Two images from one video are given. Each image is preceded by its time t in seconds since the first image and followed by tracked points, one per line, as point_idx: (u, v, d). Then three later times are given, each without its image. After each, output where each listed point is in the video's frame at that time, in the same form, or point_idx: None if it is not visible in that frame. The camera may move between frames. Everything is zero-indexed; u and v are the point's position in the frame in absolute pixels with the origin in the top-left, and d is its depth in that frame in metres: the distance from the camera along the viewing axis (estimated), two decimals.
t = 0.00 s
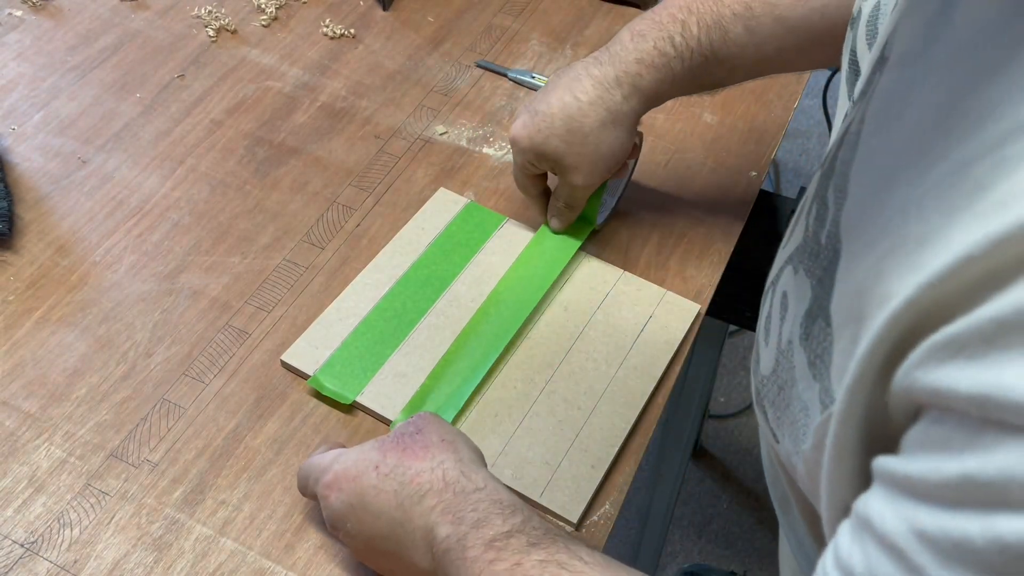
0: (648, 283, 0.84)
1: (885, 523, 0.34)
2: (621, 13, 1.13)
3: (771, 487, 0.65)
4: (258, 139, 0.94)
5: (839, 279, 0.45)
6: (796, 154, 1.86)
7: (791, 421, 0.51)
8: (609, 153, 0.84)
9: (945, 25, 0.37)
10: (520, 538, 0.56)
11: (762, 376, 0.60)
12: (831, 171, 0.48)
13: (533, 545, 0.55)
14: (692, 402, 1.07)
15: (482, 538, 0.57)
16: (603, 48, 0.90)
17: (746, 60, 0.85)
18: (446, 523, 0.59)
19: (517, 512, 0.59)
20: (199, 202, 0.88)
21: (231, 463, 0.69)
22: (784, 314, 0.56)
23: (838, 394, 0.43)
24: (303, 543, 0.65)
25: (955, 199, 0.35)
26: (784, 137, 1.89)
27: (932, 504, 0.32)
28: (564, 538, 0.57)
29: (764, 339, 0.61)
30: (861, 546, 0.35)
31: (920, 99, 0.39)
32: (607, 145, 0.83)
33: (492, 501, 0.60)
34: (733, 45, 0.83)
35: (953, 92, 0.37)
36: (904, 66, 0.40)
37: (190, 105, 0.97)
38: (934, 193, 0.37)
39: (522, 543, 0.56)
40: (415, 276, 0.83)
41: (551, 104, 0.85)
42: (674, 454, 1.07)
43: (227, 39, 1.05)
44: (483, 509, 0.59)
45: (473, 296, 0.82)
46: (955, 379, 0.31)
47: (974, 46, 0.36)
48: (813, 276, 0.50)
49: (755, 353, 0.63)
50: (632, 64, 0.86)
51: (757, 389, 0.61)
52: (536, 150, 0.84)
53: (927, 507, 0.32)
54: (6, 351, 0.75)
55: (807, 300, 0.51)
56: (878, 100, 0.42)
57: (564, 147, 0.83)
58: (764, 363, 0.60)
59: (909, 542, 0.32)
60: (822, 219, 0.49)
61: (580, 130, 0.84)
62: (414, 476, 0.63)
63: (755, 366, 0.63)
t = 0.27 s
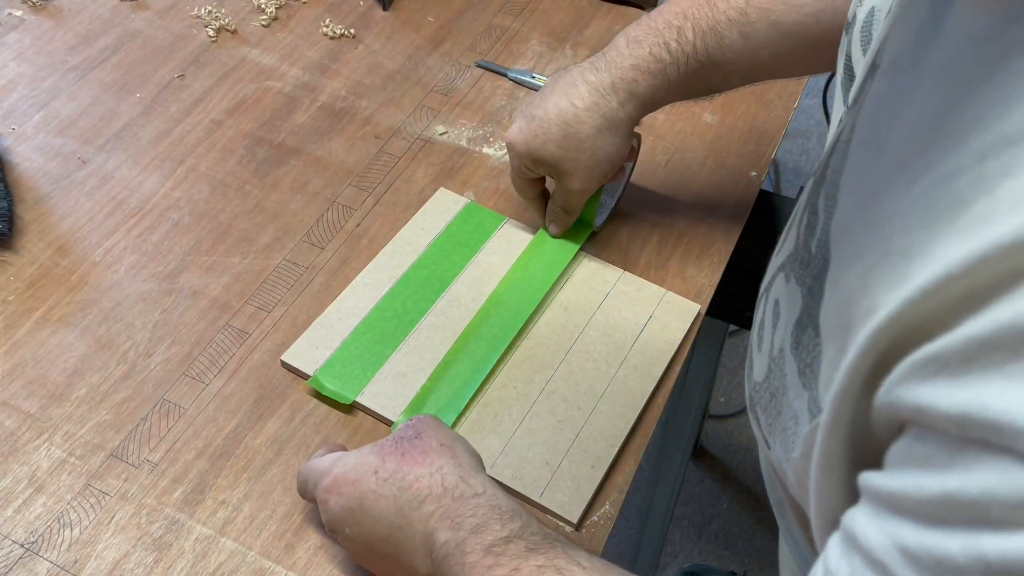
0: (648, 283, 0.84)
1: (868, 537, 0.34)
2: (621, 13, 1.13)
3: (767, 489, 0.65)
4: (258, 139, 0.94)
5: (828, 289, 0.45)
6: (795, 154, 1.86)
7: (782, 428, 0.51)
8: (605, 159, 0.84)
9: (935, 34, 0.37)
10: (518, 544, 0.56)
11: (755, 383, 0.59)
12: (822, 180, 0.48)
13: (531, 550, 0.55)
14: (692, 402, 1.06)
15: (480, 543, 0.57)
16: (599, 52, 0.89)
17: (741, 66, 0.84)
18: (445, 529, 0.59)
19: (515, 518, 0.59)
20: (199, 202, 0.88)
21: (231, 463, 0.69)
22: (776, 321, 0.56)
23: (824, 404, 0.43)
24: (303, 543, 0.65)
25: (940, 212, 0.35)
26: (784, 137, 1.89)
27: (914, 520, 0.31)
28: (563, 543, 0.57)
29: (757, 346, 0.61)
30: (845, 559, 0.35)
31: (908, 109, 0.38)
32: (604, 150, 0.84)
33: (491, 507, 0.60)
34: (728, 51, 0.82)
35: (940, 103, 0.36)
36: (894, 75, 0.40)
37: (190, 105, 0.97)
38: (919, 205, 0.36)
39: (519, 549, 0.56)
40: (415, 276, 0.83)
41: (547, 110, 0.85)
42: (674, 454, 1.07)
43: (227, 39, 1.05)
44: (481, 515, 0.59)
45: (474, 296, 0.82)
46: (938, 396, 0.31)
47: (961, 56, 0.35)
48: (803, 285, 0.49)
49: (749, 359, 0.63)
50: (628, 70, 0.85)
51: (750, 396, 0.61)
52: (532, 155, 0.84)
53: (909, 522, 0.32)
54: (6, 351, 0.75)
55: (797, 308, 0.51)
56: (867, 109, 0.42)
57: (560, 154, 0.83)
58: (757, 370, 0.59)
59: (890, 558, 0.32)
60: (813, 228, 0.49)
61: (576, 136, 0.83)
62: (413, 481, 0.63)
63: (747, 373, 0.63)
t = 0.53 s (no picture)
0: (648, 283, 0.84)
1: (862, 543, 0.34)
2: (621, 13, 1.13)
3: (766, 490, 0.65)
4: (258, 139, 0.94)
5: (823, 294, 0.45)
6: (795, 154, 1.86)
7: (779, 431, 0.51)
8: (602, 163, 0.84)
9: (931, 39, 0.37)
10: (517, 546, 0.56)
11: (752, 386, 0.59)
12: (820, 184, 0.48)
13: (530, 552, 0.55)
14: (692, 402, 1.06)
15: (480, 546, 0.57)
16: (596, 56, 0.89)
17: (736, 68, 0.83)
18: (446, 532, 0.59)
19: (515, 520, 0.59)
20: (199, 202, 0.88)
21: (231, 463, 0.69)
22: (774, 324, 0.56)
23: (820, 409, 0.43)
24: (303, 544, 0.65)
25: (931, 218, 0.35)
26: (784, 137, 1.90)
27: (908, 527, 0.32)
28: (563, 545, 0.57)
29: (755, 349, 0.61)
30: (838, 565, 0.35)
31: (904, 114, 0.38)
32: (602, 152, 0.84)
33: (491, 509, 0.60)
34: (723, 54, 0.82)
35: (933, 108, 0.36)
36: (892, 80, 0.40)
37: (190, 105, 0.97)
38: (911, 211, 0.36)
39: (519, 551, 0.56)
40: (415, 276, 0.83)
41: (544, 113, 0.85)
42: (674, 454, 1.07)
43: (227, 39, 1.05)
44: (481, 518, 0.59)
45: (474, 296, 0.82)
46: (928, 405, 0.31)
47: (954, 61, 0.35)
48: (801, 289, 0.49)
49: (747, 362, 0.63)
50: (624, 75, 0.84)
51: (747, 399, 0.61)
52: (529, 159, 0.83)
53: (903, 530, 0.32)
54: (6, 351, 0.75)
55: (794, 311, 0.51)
56: (865, 115, 0.42)
57: (557, 158, 0.83)
58: (755, 373, 0.59)
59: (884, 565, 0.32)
60: (810, 232, 0.49)
61: (574, 141, 0.83)
62: (414, 484, 0.63)
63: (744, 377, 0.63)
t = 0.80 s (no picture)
0: (648, 284, 0.84)
1: (874, 544, 0.33)
2: (621, 13, 1.13)
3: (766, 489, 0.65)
4: (258, 139, 0.94)
5: (832, 286, 0.43)
6: (796, 154, 1.86)
7: (784, 426, 0.49)
8: (602, 165, 0.84)
9: (947, 32, 0.37)
10: (517, 547, 0.56)
11: (757, 381, 0.58)
12: (829, 177, 0.47)
13: (530, 553, 0.55)
14: (692, 402, 1.06)
15: (480, 548, 0.57)
16: (595, 59, 0.88)
17: (736, 72, 0.84)
18: (446, 534, 0.59)
19: (515, 522, 0.59)
20: (199, 202, 0.88)
21: (231, 464, 0.69)
22: (778, 317, 0.54)
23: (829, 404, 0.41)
24: (302, 544, 0.65)
25: (948, 210, 0.34)
26: (784, 137, 1.89)
27: (922, 528, 0.31)
28: (563, 546, 0.57)
29: (759, 344, 0.59)
30: (848, 564, 0.35)
31: (918, 107, 0.38)
32: (602, 154, 0.83)
33: (491, 512, 0.60)
34: (723, 57, 0.82)
35: (950, 100, 0.36)
36: (905, 74, 0.39)
37: (191, 105, 0.97)
38: (927, 203, 0.35)
39: (519, 552, 0.56)
40: (415, 276, 0.83)
41: (543, 116, 0.84)
42: (674, 454, 1.06)
43: (227, 39, 1.05)
44: (481, 520, 0.59)
45: (474, 296, 0.82)
46: (947, 406, 0.30)
47: (968, 53, 0.35)
48: (808, 283, 0.48)
49: (749, 359, 0.62)
50: (623, 79, 0.84)
51: (750, 395, 0.59)
52: (528, 162, 0.83)
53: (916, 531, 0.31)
54: (6, 351, 0.75)
55: (801, 304, 0.49)
56: (879, 109, 0.41)
57: (557, 161, 0.83)
58: (761, 367, 0.57)
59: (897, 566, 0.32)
60: (818, 224, 0.47)
61: (573, 144, 0.83)
62: (414, 487, 0.63)
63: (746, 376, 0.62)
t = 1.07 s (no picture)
0: (650, 284, 0.84)
1: (894, 536, 0.33)
2: (621, 13, 1.13)
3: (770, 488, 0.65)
4: (258, 139, 0.94)
5: (849, 279, 0.43)
6: (796, 154, 1.86)
7: (796, 419, 0.50)
8: (602, 173, 0.84)
9: (965, 23, 0.36)
10: (521, 544, 0.56)
11: (766, 374, 0.58)
12: (844, 168, 0.47)
13: (533, 550, 0.55)
14: (692, 402, 1.06)
15: (483, 546, 0.57)
16: (593, 66, 0.88)
17: (735, 77, 0.83)
18: (449, 532, 0.59)
19: (518, 520, 0.59)
20: (199, 202, 0.88)
21: (231, 464, 0.69)
22: (790, 309, 0.54)
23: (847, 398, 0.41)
24: (303, 544, 0.65)
25: (972, 202, 0.34)
26: (784, 137, 1.89)
27: (944, 521, 0.31)
28: (565, 543, 0.57)
29: (768, 337, 0.59)
30: (866, 558, 0.35)
31: (937, 99, 0.38)
32: (602, 162, 0.83)
33: (494, 510, 0.60)
34: (722, 63, 0.82)
35: (971, 92, 0.36)
36: (921, 64, 0.39)
37: (191, 105, 0.97)
38: (953, 195, 0.35)
39: (522, 550, 0.56)
40: (416, 276, 0.83)
41: (542, 124, 0.84)
42: (674, 454, 1.06)
43: (227, 39, 1.05)
44: (484, 518, 0.59)
45: (474, 296, 0.82)
46: (977, 398, 0.30)
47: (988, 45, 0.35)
48: (822, 275, 0.48)
49: (757, 353, 0.62)
50: (621, 87, 0.84)
51: (760, 388, 0.59)
52: (527, 170, 0.83)
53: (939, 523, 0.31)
54: (6, 351, 0.75)
55: (815, 297, 0.49)
56: (896, 99, 0.41)
57: (557, 169, 0.83)
58: (770, 359, 0.57)
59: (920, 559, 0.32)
60: (834, 217, 0.47)
61: (572, 152, 0.83)
62: (417, 486, 0.63)
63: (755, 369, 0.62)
